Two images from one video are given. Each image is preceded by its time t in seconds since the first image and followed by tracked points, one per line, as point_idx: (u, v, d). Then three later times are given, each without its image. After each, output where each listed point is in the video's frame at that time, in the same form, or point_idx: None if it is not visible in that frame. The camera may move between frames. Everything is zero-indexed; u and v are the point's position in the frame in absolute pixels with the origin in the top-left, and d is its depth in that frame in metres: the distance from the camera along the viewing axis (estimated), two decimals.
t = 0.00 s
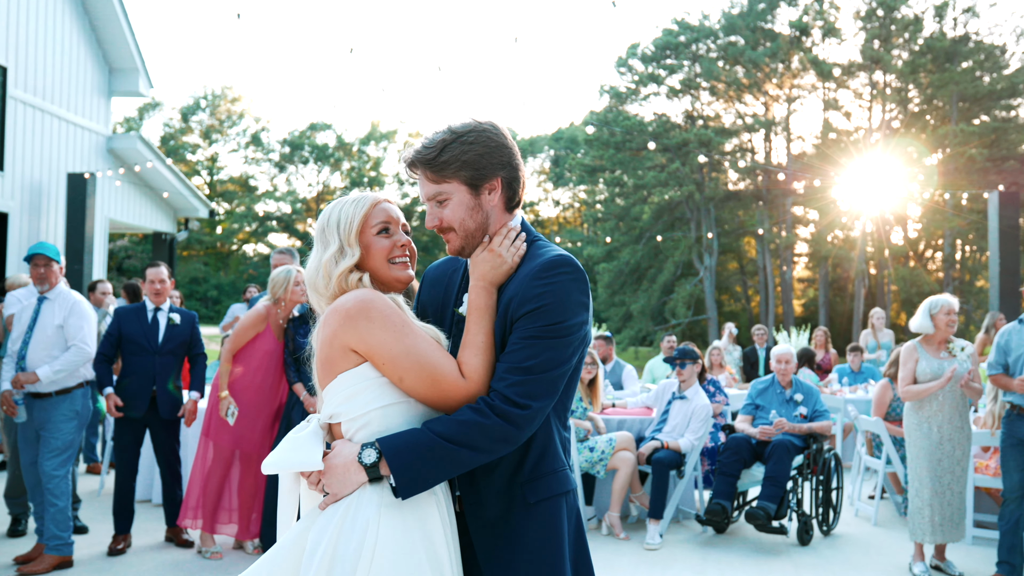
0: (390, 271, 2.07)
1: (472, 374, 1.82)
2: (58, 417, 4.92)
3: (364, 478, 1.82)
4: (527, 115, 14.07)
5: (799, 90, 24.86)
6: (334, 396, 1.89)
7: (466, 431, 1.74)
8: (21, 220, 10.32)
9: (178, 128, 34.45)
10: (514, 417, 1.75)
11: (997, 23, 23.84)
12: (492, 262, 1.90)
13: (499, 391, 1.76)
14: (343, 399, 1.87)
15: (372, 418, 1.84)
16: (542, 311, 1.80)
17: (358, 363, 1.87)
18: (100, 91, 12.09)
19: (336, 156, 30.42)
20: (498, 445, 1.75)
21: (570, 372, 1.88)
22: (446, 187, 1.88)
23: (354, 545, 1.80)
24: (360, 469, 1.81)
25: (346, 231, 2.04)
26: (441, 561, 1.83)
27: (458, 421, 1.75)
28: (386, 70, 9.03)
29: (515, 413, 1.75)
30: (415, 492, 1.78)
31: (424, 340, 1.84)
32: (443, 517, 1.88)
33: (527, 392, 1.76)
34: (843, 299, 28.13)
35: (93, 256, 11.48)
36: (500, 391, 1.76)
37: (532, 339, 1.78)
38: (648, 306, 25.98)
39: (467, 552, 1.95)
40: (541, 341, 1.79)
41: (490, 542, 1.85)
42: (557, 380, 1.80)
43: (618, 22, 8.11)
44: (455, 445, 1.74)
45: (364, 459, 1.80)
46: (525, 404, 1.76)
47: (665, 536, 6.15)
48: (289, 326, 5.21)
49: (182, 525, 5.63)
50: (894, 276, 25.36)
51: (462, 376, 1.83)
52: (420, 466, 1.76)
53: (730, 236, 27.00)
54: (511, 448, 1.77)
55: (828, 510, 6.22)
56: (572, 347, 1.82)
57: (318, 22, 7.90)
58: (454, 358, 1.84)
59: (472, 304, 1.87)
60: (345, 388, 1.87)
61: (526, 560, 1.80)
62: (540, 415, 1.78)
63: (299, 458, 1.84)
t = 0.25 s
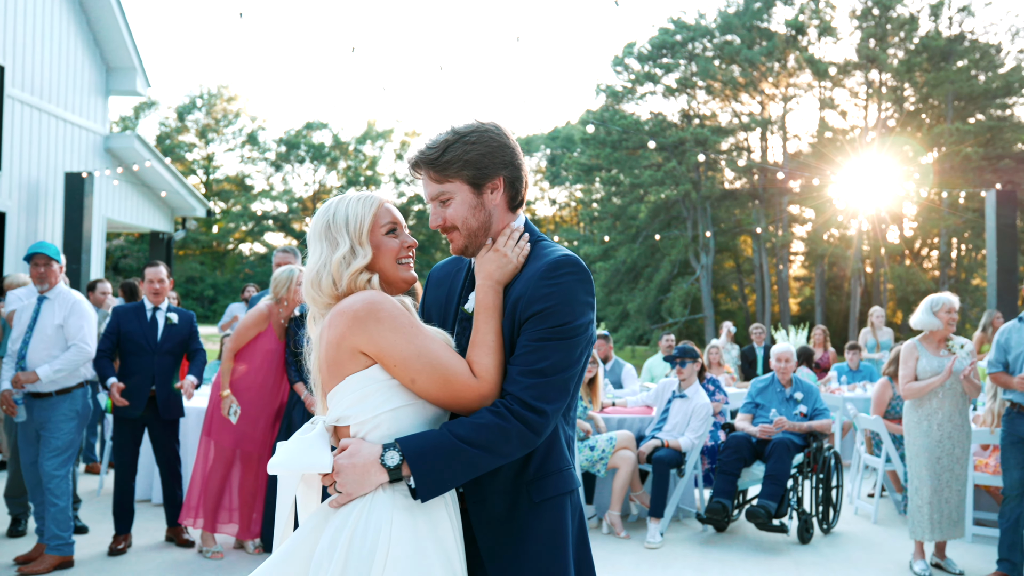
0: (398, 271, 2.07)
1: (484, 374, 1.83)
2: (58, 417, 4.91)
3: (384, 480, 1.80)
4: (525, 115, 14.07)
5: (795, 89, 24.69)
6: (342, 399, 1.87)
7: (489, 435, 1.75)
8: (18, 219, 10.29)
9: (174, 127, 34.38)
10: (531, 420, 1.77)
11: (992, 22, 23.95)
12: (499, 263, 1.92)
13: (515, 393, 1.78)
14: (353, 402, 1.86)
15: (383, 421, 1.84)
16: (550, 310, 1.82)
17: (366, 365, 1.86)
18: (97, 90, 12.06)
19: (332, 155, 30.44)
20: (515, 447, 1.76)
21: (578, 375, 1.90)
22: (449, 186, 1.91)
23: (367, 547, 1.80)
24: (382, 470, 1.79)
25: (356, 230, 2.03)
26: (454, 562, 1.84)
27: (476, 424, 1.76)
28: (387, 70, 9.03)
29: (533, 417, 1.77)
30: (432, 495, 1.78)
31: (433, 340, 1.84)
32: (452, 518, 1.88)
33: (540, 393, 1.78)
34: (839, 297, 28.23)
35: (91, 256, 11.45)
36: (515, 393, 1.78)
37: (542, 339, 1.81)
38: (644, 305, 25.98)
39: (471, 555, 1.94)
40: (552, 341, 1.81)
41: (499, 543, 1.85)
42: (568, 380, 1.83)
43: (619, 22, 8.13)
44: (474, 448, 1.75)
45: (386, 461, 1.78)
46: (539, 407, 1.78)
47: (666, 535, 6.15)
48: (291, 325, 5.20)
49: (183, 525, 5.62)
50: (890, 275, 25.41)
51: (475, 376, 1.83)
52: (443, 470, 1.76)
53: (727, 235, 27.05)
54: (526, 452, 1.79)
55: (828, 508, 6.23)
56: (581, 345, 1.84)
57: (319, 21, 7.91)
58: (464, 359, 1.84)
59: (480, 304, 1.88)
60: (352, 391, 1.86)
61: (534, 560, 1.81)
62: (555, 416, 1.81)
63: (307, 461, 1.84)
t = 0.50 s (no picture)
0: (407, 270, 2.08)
1: (495, 379, 1.83)
2: (60, 417, 4.90)
3: (407, 481, 1.78)
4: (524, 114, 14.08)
5: (793, 89, 24.73)
6: (353, 403, 1.86)
7: (512, 439, 1.77)
8: (17, 219, 10.26)
9: (171, 127, 34.32)
10: (550, 424, 1.81)
11: (989, 21, 24.01)
12: (503, 266, 1.93)
13: (533, 397, 1.80)
14: (366, 406, 1.84)
15: (395, 426, 1.83)
16: (560, 310, 1.85)
17: (377, 369, 1.85)
18: (96, 90, 12.04)
19: (330, 155, 30.46)
20: (531, 451, 1.79)
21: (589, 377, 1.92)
22: (455, 186, 1.94)
23: (384, 550, 1.79)
24: (404, 472, 1.78)
25: (369, 230, 2.02)
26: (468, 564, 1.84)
27: (496, 427, 1.78)
28: (389, 70, 9.04)
29: (554, 422, 1.81)
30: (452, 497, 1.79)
31: (444, 343, 1.84)
32: (465, 521, 1.88)
33: (555, 396, 1.81)
34: (837, 296, 28.34)
35: (90, 256, 11.43)
36: (532, 397, 1.80)
37: (555, 341, 1.83)
38: (642, 304, 25.99)
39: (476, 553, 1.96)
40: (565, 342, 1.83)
41: (503, 543, 1.88)
42: (582, 379, 1.85)
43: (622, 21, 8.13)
44: (492, 449, 1.76)
45: (412, 463, 1.77)
46: (554, 411, 1.81)
47: (668, 534, 6.15)
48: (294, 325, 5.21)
49: (184, 524, 5.61)
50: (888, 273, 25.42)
51: (486, 382, 1.82)
52: (462, 475, 1.76)
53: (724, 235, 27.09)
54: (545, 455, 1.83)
55: (829, 507, 6.22)
56: (592, 344, 1.87)
57: (322, 21, 7.91)
58: (474, 363, 1.84)
59: (486, 309, 1.88)
60: (363, 395, 1.84)
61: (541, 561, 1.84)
62: (570, 418, 1.84)
63: (325, 466, 1.83)
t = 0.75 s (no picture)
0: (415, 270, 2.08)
1: (502, 388, 1.83)
2: (60, 418, 4.89)
3: (423, 488, 1.79)
4: (523, 114, 14.09)
5: (791, 89, 24.80)
6: (362, 409, 1.86)
7: (525, 442, 1.77)
8: (16, 219, 10.23)
9: (169, 127, 34.33)
10: (563, 424, 1.81)
11: (986, 22, 24.05)
12: (504, 271, 1.93)
13: (544, 399, 1.80)
14: (376, 412, 1.84)
15: (406, 432, 1.83)
16: (568, 309, 1.86)
17: (387, 375, 1.84)
18: (96, 90, 12.04)
19: (328, 155, 30.46)
20: (543, 453, 1.78)
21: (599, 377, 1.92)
22: (463, 186, 1.95)
23: (397, 557, 1.79)
24: (421, 479, 1.77)
25: (381, 229, 2.02)
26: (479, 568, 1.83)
27: (508, 430, 1.78)
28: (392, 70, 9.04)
29: (566, 422, 1.81)
30: (464, 503, 1.79)
31: (452, 348, 1.83)
32: (478, 525, 1.88)
33: (565, 397, 1.81)
34: (835, 297, 28.40)
35: (89, 256, 11.41)
36: (543, 399, 1.80)
37: (564, 342, 1.83)
38: (640, 304, 26.01)
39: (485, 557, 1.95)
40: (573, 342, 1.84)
41: (509, 544, 1.89)
42: (592, 378, 1.85)
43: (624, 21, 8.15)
44: (503, 452, 1.76)
45: (427, 471, 1.77)
46: (565, 412, 1.81)
47: (668, 535, 6.15)
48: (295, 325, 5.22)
49: (186, 525, 5.61)
50: (886, 273, 25.43)
51: (495, 390, 1.82)
52: (475, 481, 1.76)
53: (722, 234, 27.16)
54: (557, 455, 1.83)
55: (830, 507, 6.23)
56: (601, 343, 1.87)
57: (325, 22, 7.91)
58: (480, 371, 1.84)
59: (488, 317, 1.88)
60: (374, 402, 1.84)
61: (548, 563, 1.83)
62: (581, 418, 1.84)
63: (340, 472, 1.83)
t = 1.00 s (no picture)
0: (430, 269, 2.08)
1: (516, 392, 1.82)
2: (63, 419, 4.90)
3: (440, 495, 1.79)
4: (523, 114, 14.10)
5: (790, 89, 24.86)
6: (377, 413, 1.86)
7: (540, 445, 1.75)
8: (17, 221, 10.23)
9: (169, 128, 34.34)
10: (578, 424, 1.79)
11: (986, 21, 24.00)
12: (511, 269, 1.91)
13: (559, 400, 1.79)
14: (393, 417, 1.84)
15: (420, 438, 1.84)
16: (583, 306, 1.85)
17: (401, 380, 1.85)
18: (96, 91, 12.04)
19: (326, 156, 30.43)
20: (559, 455, 1.77)
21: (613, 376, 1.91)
22: (476, 184, 1.96)
23: (414, 562, 1.79)
24: (438, 487, 1.79)
25: (399, 227, 2.02)
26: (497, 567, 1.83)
27: (521, 431, 1.76)
28: (394, 71, 9.04)
29: (581, 422, 1.79)
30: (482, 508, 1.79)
31: (467, 350, 1.83)
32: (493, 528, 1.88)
33: (581, 395, 1.80)
34: (834, 296, 28.46)
35: (90, 258, 11.41)
36: (558, 400, 1.79)
37: (577, 340, 1.82)
38: (640, 304, 26.04)
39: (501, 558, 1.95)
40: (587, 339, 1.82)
41: (519, 546, 1.89)
42: (608, 375, 1.84)
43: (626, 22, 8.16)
44: (517, 455, 1.75)
45: (443, 479, 1.78)
46: (580, 412, 1.79)
47: (671, 535, 6.16)
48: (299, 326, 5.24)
49: (188, 526, 5.61)
50: (885, 273, 25.45)
51: (508, 395, 1.82)
52: (490, 485, 1.76)
53: (721, 234, 27.20)
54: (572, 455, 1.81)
55: (832, 507, 6.23)
56: (616, 339, 1.86)
57: (327, 23, 7.92)
58: (494, 375, 1.83)
59: (498, 320, 1.88)
60: (388, 408, 1.85)
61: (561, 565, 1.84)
62: (597, 417, 1.83)
63: (355, 479, 1.83)
